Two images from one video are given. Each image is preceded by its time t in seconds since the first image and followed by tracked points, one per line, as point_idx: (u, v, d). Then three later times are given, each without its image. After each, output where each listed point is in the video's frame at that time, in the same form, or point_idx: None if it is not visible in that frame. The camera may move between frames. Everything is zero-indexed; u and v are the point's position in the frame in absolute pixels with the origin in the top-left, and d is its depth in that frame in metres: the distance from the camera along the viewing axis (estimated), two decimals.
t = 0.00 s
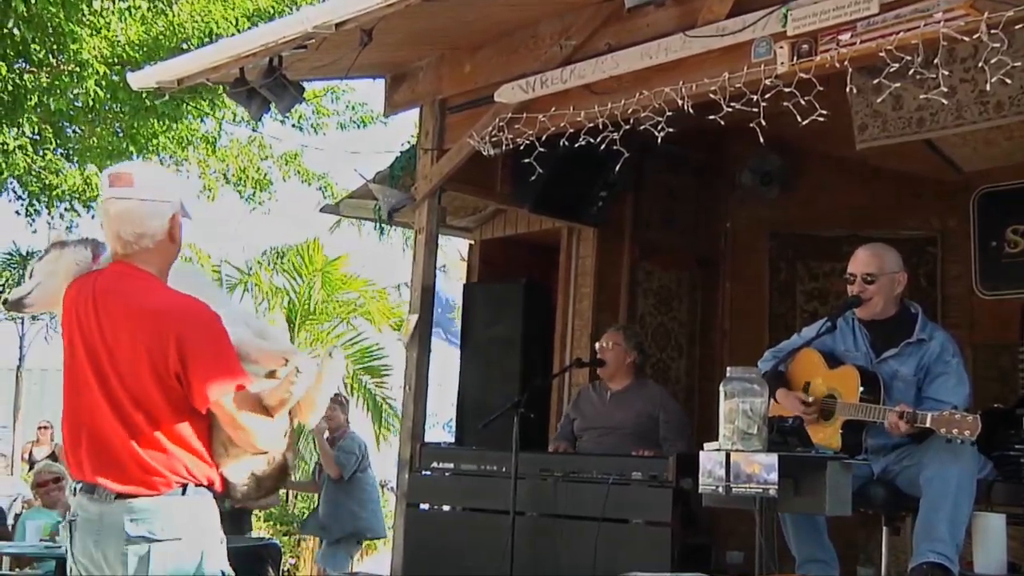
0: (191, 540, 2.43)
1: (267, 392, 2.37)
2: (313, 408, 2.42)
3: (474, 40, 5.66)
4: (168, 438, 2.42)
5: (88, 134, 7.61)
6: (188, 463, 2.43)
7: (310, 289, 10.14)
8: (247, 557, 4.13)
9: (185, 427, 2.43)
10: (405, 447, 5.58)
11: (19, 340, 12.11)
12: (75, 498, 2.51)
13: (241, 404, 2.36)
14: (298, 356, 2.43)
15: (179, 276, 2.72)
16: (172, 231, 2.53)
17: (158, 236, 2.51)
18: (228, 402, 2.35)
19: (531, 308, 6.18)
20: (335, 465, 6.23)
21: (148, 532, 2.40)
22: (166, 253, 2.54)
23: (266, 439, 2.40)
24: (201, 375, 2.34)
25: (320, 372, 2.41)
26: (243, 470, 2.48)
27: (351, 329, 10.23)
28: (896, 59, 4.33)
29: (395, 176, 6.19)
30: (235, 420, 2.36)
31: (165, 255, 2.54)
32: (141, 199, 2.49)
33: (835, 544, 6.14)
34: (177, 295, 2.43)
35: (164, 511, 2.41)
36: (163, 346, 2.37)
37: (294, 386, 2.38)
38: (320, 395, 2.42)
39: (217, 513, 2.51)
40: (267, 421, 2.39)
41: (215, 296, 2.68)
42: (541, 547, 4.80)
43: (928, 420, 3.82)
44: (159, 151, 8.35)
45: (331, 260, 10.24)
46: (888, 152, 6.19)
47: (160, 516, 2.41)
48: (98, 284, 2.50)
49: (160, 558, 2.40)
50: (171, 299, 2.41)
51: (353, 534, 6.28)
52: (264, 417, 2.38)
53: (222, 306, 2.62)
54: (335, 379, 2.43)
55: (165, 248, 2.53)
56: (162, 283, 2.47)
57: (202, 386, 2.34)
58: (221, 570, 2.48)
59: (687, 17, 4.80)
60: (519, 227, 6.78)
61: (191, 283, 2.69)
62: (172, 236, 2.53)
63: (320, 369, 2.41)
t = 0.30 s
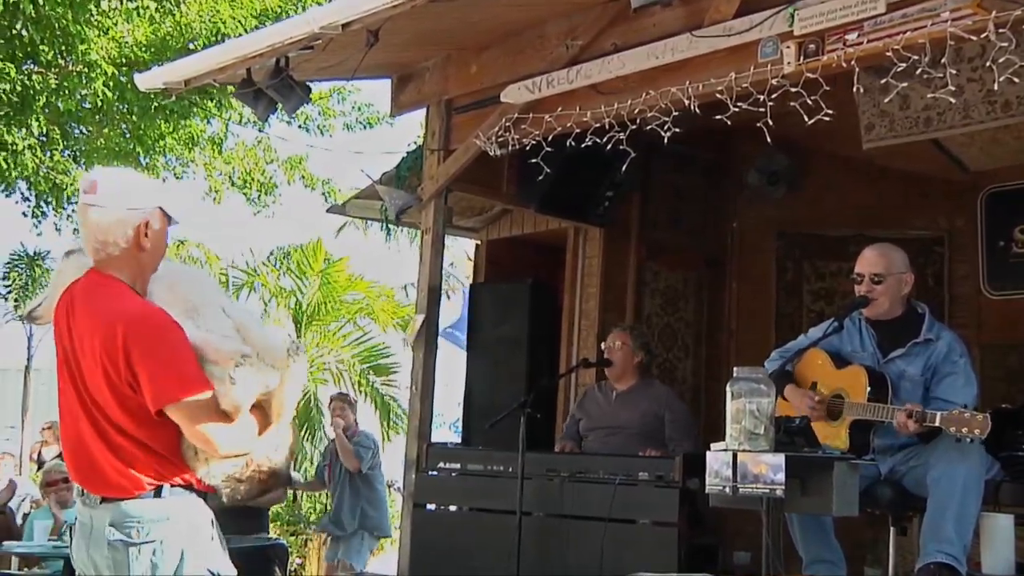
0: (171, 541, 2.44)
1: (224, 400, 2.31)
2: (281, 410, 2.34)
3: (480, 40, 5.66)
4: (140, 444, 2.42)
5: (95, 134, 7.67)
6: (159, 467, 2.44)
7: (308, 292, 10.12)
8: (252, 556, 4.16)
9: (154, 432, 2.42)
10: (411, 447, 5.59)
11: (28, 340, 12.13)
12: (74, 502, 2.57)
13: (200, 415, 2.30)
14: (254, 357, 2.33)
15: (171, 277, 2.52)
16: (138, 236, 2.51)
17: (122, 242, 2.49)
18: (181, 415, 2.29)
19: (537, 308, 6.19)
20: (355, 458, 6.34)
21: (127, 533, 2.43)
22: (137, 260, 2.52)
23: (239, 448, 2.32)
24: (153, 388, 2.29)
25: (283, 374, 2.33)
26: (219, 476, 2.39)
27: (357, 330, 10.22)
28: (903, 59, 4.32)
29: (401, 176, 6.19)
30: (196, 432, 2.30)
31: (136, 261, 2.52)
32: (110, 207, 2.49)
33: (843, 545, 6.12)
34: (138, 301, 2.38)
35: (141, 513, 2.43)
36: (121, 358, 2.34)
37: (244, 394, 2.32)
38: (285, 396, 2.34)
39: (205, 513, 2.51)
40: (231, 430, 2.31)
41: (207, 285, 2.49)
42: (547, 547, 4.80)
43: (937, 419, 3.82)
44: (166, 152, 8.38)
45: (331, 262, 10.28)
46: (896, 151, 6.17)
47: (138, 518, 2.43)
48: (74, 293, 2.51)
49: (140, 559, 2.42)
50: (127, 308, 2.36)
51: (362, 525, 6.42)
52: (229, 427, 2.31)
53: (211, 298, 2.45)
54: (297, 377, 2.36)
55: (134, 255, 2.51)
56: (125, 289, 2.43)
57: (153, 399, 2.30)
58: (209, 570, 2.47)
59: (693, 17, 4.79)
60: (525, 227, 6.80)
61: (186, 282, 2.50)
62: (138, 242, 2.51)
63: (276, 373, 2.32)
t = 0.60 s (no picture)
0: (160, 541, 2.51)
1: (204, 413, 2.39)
2: (269, 422, 2.42)
3: (489, 41, 5.67)
4: (135, 442, 2.52)
5: (105, 136, 7.70)
6: (150, 468, 2.53)
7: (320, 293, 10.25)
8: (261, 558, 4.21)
9: (150, 433, 2.52)
10: (420, 447, 5.59)
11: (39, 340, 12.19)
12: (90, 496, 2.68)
13: (186, 427, 2.40)
14: (243, 371, 2.39)
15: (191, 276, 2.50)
16: (139, 239, 2.57)
17: (126, 245, 2.57)
18: (166, 425, 2.41)
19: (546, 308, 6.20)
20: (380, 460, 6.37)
21: (120, 531, 2.51)
22: (141, 264, 2.57)
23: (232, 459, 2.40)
24: (141, 396, 2.41)
25: (272, 389, 2.41)
26: (213, 485, 2.46)
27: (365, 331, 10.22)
28: (912, 59, 4.32)
29: (410, 177, 6.19)
30: (183, 445, 2.40)
31: (141, 264, 2.57)
32: (113, 212, 2.57)
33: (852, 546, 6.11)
34: (141, 304, 2.47)
35: (134, 511, 2.51)
36: (116, 363, 2.45)
37: (223, 408, 2.39)
38: (273, 410, 2.42)
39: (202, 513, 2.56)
40: (218, 442, 2.40)
41: (224, 286, 2.48)
42: (556, 548, 4.80)
43: (946, 420, 3.81)
44: (175, 153, 8.39)
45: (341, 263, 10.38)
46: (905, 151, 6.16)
47: (131, 516, 2.51)
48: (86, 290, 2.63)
49: (130, 557, 2.50)
50: (125, 312, 2.46)
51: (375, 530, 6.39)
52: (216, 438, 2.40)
53: (222, 301, 2.44)
54: (286, 393, 2.43)
55: (139, 259, 2.57)
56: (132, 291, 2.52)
57: (139, 406, 2.41)
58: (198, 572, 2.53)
59: (702, 17, 4.79)
60: (534, 227, 6.75)
61: (202, 281, 2.48)
62: (140, 245, 2.57)
63: (263, 388, 2.40)
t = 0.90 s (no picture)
0: (178, 540, 2.47)
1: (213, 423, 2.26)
2: (283, 433, 2.23)
3: (504, 42, 5.68)
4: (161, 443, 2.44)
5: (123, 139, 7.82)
6: (177, 466, 2.47)
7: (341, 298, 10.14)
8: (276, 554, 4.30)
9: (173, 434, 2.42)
10: (436, 448, 5.60)
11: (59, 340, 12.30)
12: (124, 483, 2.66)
13: (199, 436, 2.29)
14: (261, 377, 2.23)
15: (231, 274, 2.35)
16: (167, 238, 2.46)
17: (155, 245, 2.47)
18: (179, 429, 2.31)
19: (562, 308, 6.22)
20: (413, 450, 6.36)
21: (142, 526, 2.48)
22: (172, 263, 2.46)
23: (246, 467, 2.28)
24: (159, 398, 2.33)
25: (284, 400, 2.20)
26: (232, 490, 2.35)
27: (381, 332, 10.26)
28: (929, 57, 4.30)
29: (426, 178, 6.18)
30: (199, 451, 2.30)
31: (171, 263, 2.46)
32: (140, 210, 2.48)
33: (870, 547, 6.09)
34: (168, 305, 2.38)
35: (155, 508, 2.47)
36: (140, 364, 2.39)
37: (229, 419, 2.24)
38: (288, 421, 2.21)
39: (224, 515, 2.51)
40: (229, 452, 2.28)
41: (261, 287, 2.29)
42: (573, 549, 4.80)
43: (964, 420, 3.78)
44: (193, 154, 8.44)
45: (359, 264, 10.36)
46: (922, 150, 6.12)
47: (152, 512, 2.47)
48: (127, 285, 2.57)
49: (147, 553, 2.47)
50: (151, 313, 2.38)
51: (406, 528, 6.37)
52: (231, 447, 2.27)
53: (253, 301, 2.26)
54: (304, 404, 2.19)
55: (169, 259, 2.46)
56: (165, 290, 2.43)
57: (156, 408, 2.34)
58: None
59: (718, 17, 4.78)
60: (550, 228, 6.76)
61: (243, 278, 2.31)
62: (169, 245, 2.46)
63: (277, 396, 2.21)
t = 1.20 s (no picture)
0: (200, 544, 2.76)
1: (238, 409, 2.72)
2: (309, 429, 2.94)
3: (518, 42, 5.68)
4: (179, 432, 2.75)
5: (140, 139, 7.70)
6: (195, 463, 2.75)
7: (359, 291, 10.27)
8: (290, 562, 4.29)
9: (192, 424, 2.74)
10: (452, 448, 5.60)
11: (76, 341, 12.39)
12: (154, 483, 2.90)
13: (223, 422, 2.70)
14: (287, 369, 2.92)
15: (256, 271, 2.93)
16: (196, 230, 2.86)
17: (185, 236, 2.85)
18: (202, 415, 2.69)
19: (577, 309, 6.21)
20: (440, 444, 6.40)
21: (165, 529, 2.77)
22: (200, 256, 2.84)
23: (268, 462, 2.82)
24: (184, 383, 2.68)
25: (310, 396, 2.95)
26: (250, 485, 2.78)
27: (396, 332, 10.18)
28: (945, 56, 4.29)
29: (440, 178, 6.19)
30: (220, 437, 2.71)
31: (200, 253, 2.84)
32: (171, 206, 2.88)
33: (886, 548, 6.06)
34: (192, 293, 2.75)
35: (176, 513, 2.76)
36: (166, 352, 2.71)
37: (251, 403, 2.74)
38: (316, 413, 2.97)
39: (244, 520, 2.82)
40: (252, 442, 2.75)
41: (298, 292, 3.09)
42: (588, 549, 4.80)
43: (981, 421, 3.75)
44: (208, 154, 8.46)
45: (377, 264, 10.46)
46: (939, 148, 6.07)
47: (175, 518, 2.76)
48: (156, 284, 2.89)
49: (170, 554, 2.77)
50: (180, 304, 2.71)
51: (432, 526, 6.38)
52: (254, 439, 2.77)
53: (287, 304, 3.00)
54: (338, 393, 3.06)
55: (197, 250, 2.84)
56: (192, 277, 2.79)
57: (179, 394, 2.69)
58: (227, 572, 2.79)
59: (733, 17, 4.79)
60: (564, 228, 6.74)
61: (274, 280, 2.98)
62: (197, 236, 2.85)
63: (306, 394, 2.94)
